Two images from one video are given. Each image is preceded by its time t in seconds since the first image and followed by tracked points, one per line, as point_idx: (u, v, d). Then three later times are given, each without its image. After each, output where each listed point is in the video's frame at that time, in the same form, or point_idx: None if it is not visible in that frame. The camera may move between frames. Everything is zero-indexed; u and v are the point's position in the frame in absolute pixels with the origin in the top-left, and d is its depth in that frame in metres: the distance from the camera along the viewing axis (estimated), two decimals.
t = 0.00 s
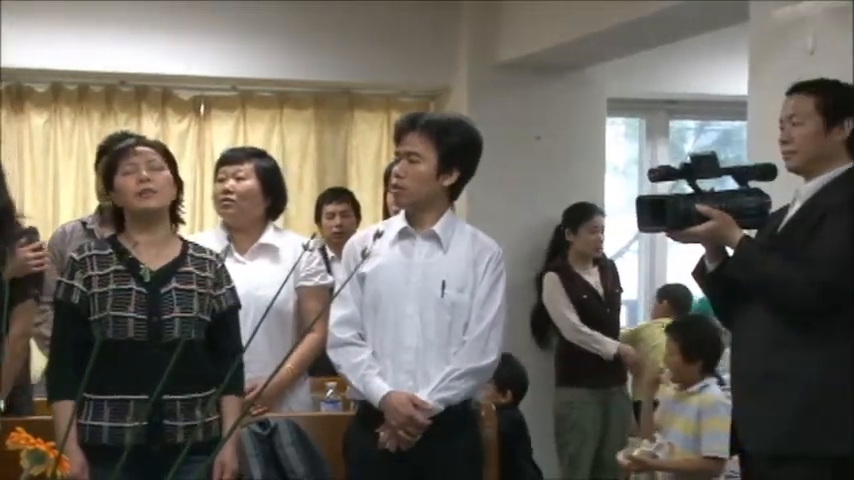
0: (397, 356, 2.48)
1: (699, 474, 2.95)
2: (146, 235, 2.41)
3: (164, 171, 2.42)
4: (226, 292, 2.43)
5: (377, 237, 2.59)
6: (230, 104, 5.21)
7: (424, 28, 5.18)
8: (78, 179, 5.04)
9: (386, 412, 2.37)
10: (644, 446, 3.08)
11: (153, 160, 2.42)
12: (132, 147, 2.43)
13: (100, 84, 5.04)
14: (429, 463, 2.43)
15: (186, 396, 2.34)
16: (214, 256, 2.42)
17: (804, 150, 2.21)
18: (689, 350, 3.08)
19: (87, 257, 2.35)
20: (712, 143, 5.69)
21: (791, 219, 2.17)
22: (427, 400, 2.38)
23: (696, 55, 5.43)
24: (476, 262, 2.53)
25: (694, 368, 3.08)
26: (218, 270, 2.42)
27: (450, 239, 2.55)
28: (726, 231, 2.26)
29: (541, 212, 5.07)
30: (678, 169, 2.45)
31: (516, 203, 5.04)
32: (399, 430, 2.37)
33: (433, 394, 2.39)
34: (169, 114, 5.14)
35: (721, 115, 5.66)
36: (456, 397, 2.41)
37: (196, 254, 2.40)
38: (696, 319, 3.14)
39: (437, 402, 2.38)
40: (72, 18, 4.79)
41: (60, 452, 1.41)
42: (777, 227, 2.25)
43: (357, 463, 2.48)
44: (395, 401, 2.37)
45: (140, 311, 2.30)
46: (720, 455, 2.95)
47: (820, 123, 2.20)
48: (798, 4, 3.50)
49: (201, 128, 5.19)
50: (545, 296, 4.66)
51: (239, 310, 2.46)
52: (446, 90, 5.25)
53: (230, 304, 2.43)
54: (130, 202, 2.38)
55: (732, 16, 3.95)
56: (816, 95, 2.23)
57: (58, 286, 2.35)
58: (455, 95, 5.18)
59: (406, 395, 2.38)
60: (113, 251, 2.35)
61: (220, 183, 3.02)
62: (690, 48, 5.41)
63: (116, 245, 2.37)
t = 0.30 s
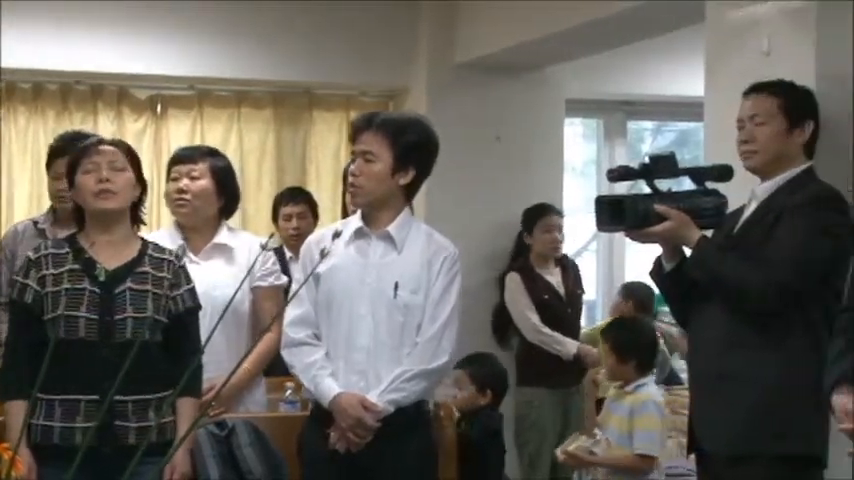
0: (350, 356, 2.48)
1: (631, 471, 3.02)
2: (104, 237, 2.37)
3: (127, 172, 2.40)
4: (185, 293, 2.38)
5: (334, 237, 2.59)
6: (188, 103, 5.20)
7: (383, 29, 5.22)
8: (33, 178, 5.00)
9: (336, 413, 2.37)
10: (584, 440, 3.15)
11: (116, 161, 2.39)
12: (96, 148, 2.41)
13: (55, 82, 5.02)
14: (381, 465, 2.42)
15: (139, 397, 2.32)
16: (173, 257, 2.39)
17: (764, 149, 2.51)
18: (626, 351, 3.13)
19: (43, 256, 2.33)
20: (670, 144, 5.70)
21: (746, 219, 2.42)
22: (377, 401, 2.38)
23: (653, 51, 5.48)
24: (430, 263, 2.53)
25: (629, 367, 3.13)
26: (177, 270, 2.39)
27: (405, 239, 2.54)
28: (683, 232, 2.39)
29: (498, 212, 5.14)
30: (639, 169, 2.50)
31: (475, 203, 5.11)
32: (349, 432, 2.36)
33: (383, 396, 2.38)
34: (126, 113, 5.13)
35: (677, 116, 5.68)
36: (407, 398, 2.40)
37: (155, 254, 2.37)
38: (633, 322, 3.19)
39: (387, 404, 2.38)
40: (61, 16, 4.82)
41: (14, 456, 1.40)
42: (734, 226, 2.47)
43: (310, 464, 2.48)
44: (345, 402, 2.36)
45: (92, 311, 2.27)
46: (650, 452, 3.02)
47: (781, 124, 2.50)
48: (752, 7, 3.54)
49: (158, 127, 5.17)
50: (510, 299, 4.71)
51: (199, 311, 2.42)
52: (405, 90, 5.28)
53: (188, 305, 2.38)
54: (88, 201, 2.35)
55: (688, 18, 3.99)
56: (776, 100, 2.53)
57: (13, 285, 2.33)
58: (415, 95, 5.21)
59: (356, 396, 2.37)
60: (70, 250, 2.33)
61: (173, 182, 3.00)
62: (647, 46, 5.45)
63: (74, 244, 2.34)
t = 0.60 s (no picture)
0: (304, 356, 2.47)
1: (561, 467, 3.06)
2: (63, 238, 2.32)
3: (87, 172, 2.36)
4: (145, 293, 2.34)
5: (291, 237, 2.59)
6: (144, 102, 5.24)
7: (338, 30, 5.31)
8: None
9: (289, 413, 2.36)
10: (517, 435, 3.22)
11: (77, 160, 2.36)
12: (58, 145, 2.37)
13: (10, 80, 5.05)
14: (334, 465, 2.41)
15: (98, 398, 2.27)
16: (134, 257, 2.35)
17: (720, 149, 2.53)
18: (563, 348, 3.15)
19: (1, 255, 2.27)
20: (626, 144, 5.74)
21: (702, 219, 2.46)
22: (330, 401, 2.37)
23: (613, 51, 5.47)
24: (386, 263, 2.52)
25: (564, 364, 3.15)
26: (138, 270, 2.34)
27: (361, 239, 2.54)
28: (639, 230, 2.40)
29: (461, 213, 5.23)
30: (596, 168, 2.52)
31: (427, 203, 5.21)
32: (300, 431, 2.36)
33: (336, 395, 2.38)
34: (81, 112, 5.15)
35: (635, 117, 5.71)
36: (359, 398, 2.40)
37: (115, 254, 2.32)
38: (569, 317, 3.20)
39: (339, 403, 2.37)
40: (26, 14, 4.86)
41: None
42: (689, 227, 2.51)
43: (264, 463, 2.47)
44: (296, 402, 2.36)
45: (51, 311, 2.22)
46: (581, 449, 3.06)
47: (737, 124, 2.54)
48: (714, 7, 3.54)
49: (114, 126, 5.20)
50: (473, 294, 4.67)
51: (159, 311, 2.38)
52: (362, 90, 5.37)
53: (149, 306, 2.34)
54: (48, 201, 2.31)
55: (645, 19, 4.01)
56: (732, 101, 2.57)
57: None
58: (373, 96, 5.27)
59: (308, 396, 2.37)
60: (28, 250, 2.28)
61: (128, 181, 2.98)
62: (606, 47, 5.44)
63: (32, 243, 2.29)
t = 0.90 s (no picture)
0: (269, 356, 2.46)
1: (502, 471, 3.17)
2: (30, 237, 2.29)
3: (57, 171, 2.31)
4: (114, 293, 2.32)
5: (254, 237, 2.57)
6: (106, 101, 5.27)
7: (302, 30, 5.33)
8: None
9: (254, 413, 2.36)
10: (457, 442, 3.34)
11: (46, 160, 2.30)
12: (26, 143, 2.31)
13: None
14: (298, 465, 2.41)
15: (69, 398, 2.21)
16: (102, 257, 2.32)
17: (681, 148, 2.57)
18: (502, 350, 3.37)
19: None
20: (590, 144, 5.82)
21: (662, 220, 2.48)
22: (297, 400, 2.37)
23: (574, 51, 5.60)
24: (350, 263, 2.52)
25: (503, 367, 3.38)
26: (106, 271, 2.32)
27: (324, 238, 2.54)
28: (602, 232, 2.37)
29: (428, 214, 5.30)
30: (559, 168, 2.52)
31: (388, 203, 5.24)
32: (267, 431, 2.35)
33: (303, 395, 2.38)
34: (42, 111, 5.19)
35: (598, 117, 5.82)
36: (326, 397, 2.40)
37: (84, 254, 2.29)
38: (505, 321, 3.46)
39: (306, 402, 2.37)
40: None
41: None
42: (650, 228, 2.52)
43: (226, 463, 2.46)
44: (263, 401, 2.35)
45: (22, 311, 2.18)
46: (520, 454, 3.18)
47: (697, 125, 2.58)
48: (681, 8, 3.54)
49: (75, 124, 5.23)
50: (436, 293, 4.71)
51: (126, 312, 2.36)
52: (326, 91, 5.42)
53: (117, 306, 2.32)
54: (18, 201, 2.27)
55: (608, 19, 4.02)
56: (691, 103, 2.62)
57: None
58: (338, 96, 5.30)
59: (275, 396, 2.36)
60: None
61: (91, 179, 2.94)
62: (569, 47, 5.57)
63: None
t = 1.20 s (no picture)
0: (237, 356, 2.43)
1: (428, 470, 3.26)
2: None
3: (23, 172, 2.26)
4: (79, 293, 2.29)
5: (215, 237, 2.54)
6: (64, 100, 5.52)
7: (265, 31, 5.66)
8: None
9: (228, 413, 2.33)
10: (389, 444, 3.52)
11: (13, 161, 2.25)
12: None
13: None
14: (274, 464, 2.40)
15: (37, 399, 2.18)
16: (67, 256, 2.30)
17: (640, 149, 2.59)
18: (433, 348, 3.47)
19: None
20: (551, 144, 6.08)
21: (622, 220, 2.50)
22: (270, 398, 2.35)
23: (534, 52, 5.81)
24: (315, 261, 2.52)
25: (433, 365, 3.47)
26: (72, 270, 2.29)
27: (287, 237, 2.52)
28: (562, 231, 2.39)
29: (387, 214, 5.48)
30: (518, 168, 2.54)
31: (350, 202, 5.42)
32: (242, 431, 2.33)
33: (276, 393, 2.36)
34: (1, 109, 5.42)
35: (558, 117, 6.06)
36: (298, 395, 2.39)
37: (49, 253, 2.26)
38: (438, 318, 3.52)
39: (280, 401, 2.36)
40: None
41: None
42: (610, 227, 2.53)
43: (194, 464, 2.43)
44: (237, 401, 2.33)
45: None
46: (443, 450, 3.27)
47: (657, 126, 2.60)
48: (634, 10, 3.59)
49: (33, 122, 5.48)
50: (401, 293, 4.76)
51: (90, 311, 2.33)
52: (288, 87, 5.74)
53: (83, 306, 2.29)
54: None
55: (569, 20, 4.06)
56: (651, 103, 2.63)
57: None
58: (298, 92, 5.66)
59: (249, 394, 2.34)
60: None
61: (47, 178, 2.88)
62: (525, 47, 5.78)
63: None
